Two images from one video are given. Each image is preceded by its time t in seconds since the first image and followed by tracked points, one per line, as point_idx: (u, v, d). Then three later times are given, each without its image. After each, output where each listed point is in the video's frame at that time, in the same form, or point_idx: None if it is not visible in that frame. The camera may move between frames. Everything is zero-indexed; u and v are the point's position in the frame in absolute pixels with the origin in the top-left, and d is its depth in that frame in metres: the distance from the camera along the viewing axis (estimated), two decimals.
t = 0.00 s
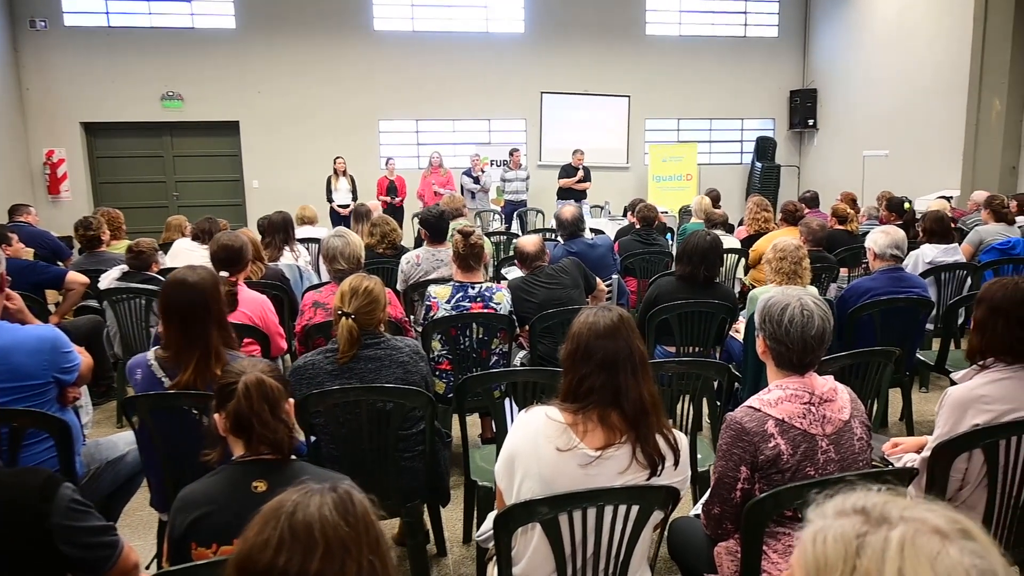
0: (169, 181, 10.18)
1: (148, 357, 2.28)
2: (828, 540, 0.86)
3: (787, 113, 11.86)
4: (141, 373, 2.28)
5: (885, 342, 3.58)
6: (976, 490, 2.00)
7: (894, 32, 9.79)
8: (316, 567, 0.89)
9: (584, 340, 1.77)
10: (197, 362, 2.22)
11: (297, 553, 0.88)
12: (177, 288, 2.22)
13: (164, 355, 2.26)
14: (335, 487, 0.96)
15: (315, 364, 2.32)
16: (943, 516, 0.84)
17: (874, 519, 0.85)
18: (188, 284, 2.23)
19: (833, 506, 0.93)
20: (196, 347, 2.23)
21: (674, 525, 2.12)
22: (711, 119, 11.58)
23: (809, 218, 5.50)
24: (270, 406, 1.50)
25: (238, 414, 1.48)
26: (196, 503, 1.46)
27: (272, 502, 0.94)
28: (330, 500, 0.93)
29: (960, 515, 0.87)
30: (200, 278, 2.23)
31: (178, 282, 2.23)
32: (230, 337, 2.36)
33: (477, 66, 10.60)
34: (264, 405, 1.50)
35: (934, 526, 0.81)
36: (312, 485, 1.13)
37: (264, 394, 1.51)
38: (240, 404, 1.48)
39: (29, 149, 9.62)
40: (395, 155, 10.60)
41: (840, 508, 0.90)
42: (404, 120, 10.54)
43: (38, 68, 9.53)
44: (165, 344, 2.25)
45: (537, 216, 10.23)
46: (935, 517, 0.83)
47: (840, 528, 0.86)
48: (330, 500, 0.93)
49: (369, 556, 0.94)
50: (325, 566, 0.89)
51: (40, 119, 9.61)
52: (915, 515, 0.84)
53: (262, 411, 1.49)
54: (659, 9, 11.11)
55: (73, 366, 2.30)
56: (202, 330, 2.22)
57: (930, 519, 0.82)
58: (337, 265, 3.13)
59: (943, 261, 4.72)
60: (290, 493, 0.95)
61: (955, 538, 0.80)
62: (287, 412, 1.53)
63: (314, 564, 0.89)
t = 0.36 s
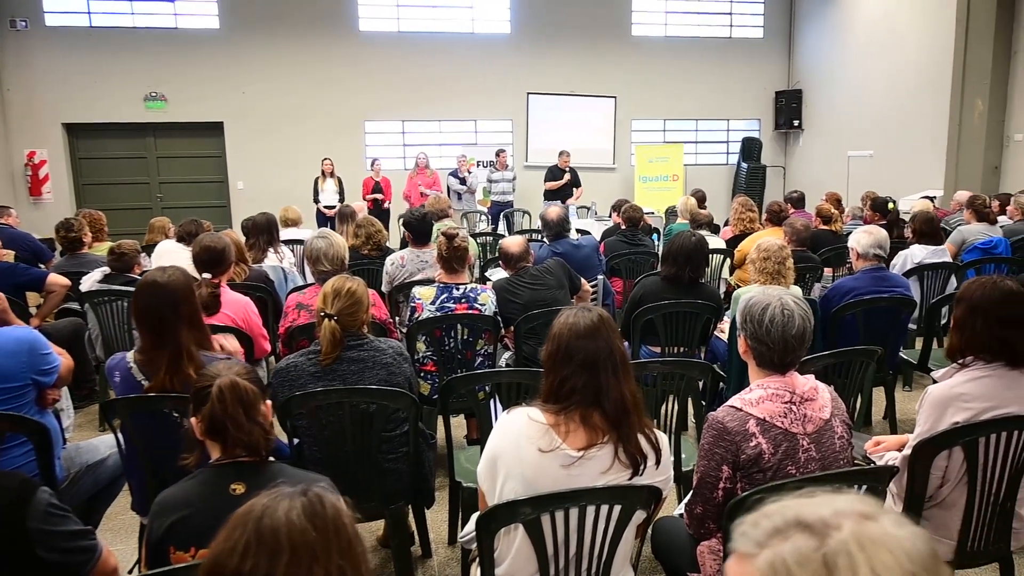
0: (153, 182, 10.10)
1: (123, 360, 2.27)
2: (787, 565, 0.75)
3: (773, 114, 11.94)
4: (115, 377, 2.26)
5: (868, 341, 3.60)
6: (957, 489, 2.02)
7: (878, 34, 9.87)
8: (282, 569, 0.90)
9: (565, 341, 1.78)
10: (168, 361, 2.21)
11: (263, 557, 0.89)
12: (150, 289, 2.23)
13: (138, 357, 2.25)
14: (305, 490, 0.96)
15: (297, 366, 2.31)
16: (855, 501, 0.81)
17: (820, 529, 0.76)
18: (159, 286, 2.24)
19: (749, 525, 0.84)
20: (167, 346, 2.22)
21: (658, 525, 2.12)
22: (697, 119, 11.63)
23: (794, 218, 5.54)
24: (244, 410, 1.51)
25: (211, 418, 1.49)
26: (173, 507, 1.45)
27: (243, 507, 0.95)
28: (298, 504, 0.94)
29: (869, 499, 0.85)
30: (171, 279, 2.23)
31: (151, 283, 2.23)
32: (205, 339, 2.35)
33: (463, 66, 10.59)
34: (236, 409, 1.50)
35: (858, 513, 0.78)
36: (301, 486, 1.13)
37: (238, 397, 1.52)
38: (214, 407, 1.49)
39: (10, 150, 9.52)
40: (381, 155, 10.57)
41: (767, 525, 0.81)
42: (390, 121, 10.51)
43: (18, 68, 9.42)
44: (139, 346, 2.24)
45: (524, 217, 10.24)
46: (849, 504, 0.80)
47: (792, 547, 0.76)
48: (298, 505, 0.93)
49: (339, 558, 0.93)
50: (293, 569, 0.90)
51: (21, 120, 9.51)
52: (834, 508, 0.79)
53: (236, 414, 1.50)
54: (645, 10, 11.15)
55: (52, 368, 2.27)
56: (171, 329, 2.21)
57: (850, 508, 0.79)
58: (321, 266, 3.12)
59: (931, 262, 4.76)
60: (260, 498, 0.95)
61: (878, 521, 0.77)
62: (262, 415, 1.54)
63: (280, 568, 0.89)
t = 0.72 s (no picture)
0: (136, 182, 10.01)
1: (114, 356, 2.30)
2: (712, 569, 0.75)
3: (758, 114, 12.01)
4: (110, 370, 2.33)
5: (850, 339, 3.63)
6: (936, 485, 2.03)
7: (862, 35, 9.96)
8: (244, 570, 0.90)
9: (547, 340, 1.78)
10: (143, 348, 2.21)
11: (226, 559, 0.90)
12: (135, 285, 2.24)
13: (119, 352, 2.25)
14: (272, 491, 0.96)
15: (279, 368, 2.31)
16: (778, 496, 0.81)
17: (742, 529, 0.76)
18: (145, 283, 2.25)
19: (679, 530, 0.84)
20: (144, 335, 2.22)
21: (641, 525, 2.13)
22: (683, 119, 11.68)
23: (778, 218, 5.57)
24: (220, 413, 1.51)
25: (188, 421, 1.49)
26: (150, 510, 1.44)
27: (211, 512, 0.95)
28: (262, 505, 0.93)
29: (795, 493, 0.85)
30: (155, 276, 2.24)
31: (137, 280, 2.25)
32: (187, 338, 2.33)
33: (449, 66, 10.58)
34: (211, 412, 1.50)
35: (782, 508, 0.77)
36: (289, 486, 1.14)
37: (213, 400, 1.52)
38: (190, 409, 1.50)
39: None
40: (366, 155, 10.53)
41: (694, 530, 0.81)
42: (375, 120, 10.47)
43: None
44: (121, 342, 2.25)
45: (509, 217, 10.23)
46: (772, 499, 0.80)
47: (719, 551, 0.75)
48: (262, 506, 0.93)
49: (303, 558, 0.93)
50: (255, 570, 0.90)
51: None
52: (757, 505, 0.79)
53: (211, 418, 1.50)
54: (631, 11, 11.19)
55: (30, 369, 2.25)
56: (149, 318, 2.21)
57: (773, 504, 0.78)
58: (304, 266, 3.11)
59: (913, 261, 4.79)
60: (226, 501, 0.96)
61: (801, 515, 0.76)
62: (238, 416, 1.54)
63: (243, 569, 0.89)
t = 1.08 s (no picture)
0: (114, 182, 9.89)
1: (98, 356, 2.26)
2: (666, 566, 0.78)
3: (740, 115, 12.10)
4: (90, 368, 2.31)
5: (829, 338, 3.66)
6: (912, 481, 2.06)
7: (842, 37, 10.07)
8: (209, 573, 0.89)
9: (527, 339, 1.78)
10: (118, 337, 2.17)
11: (191, 562, 0.90)
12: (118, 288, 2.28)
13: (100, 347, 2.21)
14: (240, 494, 0.94)
15: (257, 369, 2.29)
16: (738, 493, 0.84)
17: (697, 527, 0.78)
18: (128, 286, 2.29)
19: (638, 528, 0.87)
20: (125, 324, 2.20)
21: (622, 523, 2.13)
22: (666, 120, 11.74)
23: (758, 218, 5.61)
24: (198, 413, 1.50)
25: (164, 424, 1.48)
26: (125, 512, 1.43)
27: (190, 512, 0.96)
28: (229, 507, 0.92)
29: (754, 490, 0.88)
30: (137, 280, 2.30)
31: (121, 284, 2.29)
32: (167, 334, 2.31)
33: (432, 66, 10.56)
34: (190, 414, 1.50)
35: (738, 506, 0.80)
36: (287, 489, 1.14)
37: (190, 401, 1.51)
38: (166, 412, 1.48)
39: None
40: (347, 155, 10.48)
41: (652, 527, 0.83)
42: (357, 120, 10.42)
43: None
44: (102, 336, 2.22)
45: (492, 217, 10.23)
46: (731, 497, 0.82)
47: (673, 550, 0.78)
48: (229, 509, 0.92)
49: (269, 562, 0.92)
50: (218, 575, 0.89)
51: None
52: (714, 503, 0.81)
53: (189, 419, 1.49)
54: (613, 11, 11.23)
55: (6, 369, 2.22)
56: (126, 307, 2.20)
57: (729, 501, 0.81)
58: (284, 266, 3.09)
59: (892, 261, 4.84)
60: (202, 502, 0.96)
61: (756, 512, 0.79)
62: (217, 418, 1.53)
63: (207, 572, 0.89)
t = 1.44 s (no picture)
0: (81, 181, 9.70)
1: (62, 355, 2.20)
2: (627, 563, 0.78)
3: (714, 116, 12.21)
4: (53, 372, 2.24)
5: (800, 336, 3.71)
6: (879, 477, 2.09)
7: (813, 39, 10.22)
8: None
9: (498, 337, 1.78)
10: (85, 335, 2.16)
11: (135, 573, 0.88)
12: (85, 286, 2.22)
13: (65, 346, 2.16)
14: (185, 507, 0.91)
15: (226, 369, 2.26)
16: (701, 491, 0.84)
17: (659, 525, 0.79)
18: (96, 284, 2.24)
19: (602, 526, 0.87)
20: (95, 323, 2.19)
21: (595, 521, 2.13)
22: (641, 120, 11.81)
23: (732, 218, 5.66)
24: (163, 416, 1.47)
25: (128, 425, 1.45)
26: (87, 514, 1.40)
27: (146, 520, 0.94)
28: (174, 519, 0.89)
29: (718, 487, 0.88)
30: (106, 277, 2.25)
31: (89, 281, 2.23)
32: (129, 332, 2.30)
33: (408, 65, 10.51)
34: (154, 417, 1.46)
35: (700, 504, 0.80)
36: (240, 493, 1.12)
37: (154, 404, 1.48)
38: (130, 414, 1.46)
39: None
40: (320, 155, 10.40)
41: (614, 525, 0.84)
42: (330, 119, 10.34)
43: None
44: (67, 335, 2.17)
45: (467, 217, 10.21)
46: (694, 494, 0.83)
47: (635, 548, 0.78)
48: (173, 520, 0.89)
49: None
50: None
51: None
52: (676, 500, 0.82)
53: (154, 422, 1.46)
54: (588, 12, 11.28)
55: None
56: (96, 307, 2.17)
57: (692, 499, 0.82)
58: (254, 266, 3.05)
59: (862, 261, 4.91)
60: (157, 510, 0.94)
61: (718, 509, 0.79)
62: (183, 419, 1.50)
63: None
